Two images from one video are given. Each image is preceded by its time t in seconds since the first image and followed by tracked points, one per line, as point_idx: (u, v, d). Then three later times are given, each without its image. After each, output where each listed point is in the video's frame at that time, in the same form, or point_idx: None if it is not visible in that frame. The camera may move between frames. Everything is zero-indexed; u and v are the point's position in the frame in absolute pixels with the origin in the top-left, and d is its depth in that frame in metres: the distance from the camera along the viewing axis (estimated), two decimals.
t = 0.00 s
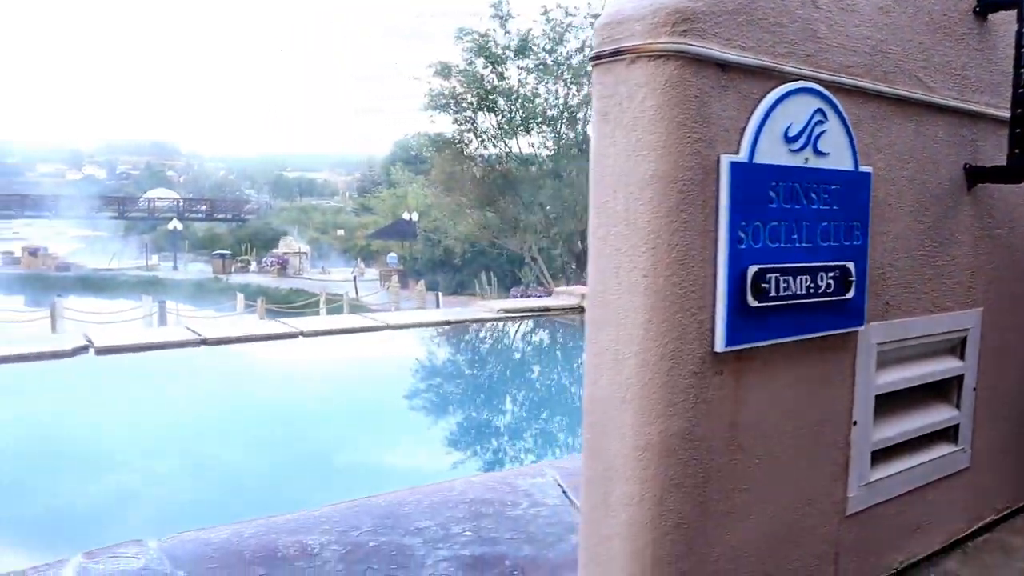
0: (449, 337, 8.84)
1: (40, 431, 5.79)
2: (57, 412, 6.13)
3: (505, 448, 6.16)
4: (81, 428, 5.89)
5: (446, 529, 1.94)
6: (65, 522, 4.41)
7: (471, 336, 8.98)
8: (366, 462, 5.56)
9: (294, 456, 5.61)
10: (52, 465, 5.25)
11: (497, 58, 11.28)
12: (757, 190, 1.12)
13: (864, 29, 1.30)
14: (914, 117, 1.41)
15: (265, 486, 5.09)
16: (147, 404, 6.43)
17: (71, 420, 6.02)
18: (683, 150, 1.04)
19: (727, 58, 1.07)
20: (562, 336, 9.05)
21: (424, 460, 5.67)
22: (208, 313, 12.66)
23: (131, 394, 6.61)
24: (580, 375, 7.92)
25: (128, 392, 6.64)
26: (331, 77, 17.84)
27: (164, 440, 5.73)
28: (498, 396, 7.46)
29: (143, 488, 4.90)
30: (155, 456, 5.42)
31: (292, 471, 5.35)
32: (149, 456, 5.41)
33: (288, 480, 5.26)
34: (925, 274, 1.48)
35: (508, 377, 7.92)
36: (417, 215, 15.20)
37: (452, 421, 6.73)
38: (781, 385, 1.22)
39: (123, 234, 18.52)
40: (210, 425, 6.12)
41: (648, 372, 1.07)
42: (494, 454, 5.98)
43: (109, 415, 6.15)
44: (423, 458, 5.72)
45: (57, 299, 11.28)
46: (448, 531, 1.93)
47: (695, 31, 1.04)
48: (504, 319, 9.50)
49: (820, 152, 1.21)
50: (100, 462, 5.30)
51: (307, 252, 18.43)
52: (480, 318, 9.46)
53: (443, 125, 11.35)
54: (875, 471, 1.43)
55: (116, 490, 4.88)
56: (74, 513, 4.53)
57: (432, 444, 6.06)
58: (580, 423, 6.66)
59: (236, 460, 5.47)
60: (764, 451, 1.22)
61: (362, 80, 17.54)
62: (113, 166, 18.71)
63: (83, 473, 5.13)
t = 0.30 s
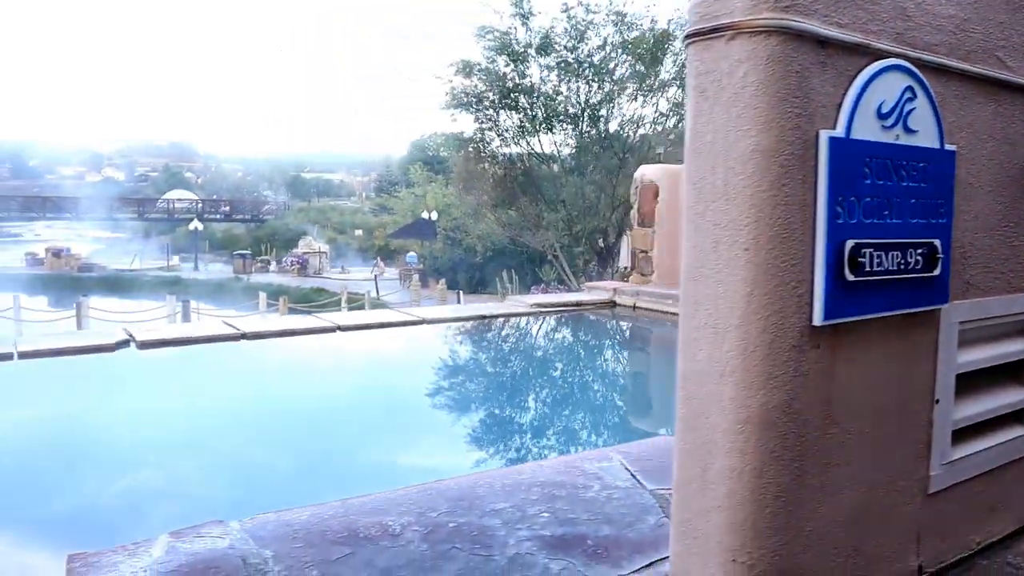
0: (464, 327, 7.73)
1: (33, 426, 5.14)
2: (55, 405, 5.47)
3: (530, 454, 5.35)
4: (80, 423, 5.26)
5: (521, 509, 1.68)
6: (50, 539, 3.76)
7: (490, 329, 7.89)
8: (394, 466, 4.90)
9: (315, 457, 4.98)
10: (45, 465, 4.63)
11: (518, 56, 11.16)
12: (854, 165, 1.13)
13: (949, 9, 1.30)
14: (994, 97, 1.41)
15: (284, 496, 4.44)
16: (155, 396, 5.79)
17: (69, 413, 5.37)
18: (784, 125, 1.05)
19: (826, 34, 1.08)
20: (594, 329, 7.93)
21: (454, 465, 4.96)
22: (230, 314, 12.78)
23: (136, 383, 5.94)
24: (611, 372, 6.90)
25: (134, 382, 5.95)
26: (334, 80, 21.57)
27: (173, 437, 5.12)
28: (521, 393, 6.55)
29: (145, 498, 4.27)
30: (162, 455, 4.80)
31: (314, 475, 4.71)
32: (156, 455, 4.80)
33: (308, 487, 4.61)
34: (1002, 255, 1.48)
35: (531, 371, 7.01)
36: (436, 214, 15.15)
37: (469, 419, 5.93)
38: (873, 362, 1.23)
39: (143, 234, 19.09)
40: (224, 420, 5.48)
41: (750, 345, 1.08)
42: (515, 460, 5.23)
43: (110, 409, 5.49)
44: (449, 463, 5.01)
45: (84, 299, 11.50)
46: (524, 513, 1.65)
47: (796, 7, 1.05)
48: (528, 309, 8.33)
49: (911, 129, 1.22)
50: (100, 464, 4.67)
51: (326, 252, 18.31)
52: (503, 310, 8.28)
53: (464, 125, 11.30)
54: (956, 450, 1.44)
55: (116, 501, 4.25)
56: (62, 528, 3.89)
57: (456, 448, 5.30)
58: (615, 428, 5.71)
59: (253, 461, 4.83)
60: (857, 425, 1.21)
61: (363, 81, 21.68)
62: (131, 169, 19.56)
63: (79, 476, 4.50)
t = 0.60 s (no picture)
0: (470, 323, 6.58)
1: None
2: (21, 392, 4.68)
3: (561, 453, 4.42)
4: (50, 412, 4.49)
5: (601, 503, 1.47)
6: None
7: (500, 322, 6.66)
8: (414, 461, 4.13)
9: (323, 450, 4.23)
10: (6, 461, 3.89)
11: (541, 52, 11.13)
12: (959, 147, 1.10)
13: None
14: None
15: (287, 493, 3.70)
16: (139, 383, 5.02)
17: (38, 401, 4.60)
18: (894, 104, 1.02)
19: (936, 11, 1.04)
20: (623, 325, 6.72)
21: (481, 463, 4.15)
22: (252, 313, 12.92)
23: (116, 367, 5.13)
24: (644, 369, 5.77)
25: (114, 366, 5.15)
26: (336, 80, 22.29)
27: (161, 429, 4.39)
28: (542, 390, 5.48)
29: (121, 501, 3.55)
30: (148, 449, 4.09)
31: (323, 471, 3.96)
32: (142, 448, 4.10)
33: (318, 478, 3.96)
34: None
35: (552, 367, 5.88)
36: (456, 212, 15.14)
37: (485, 416, 4.97)
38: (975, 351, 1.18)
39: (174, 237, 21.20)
40: (220, 408, 4.74)
41: (858, 329, 1.05)
42: (542, 458, 4.34)
43: (84, 398, 4.71)
44: (473, 459, 4.22)
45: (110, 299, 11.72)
46: (604, 506, 1.46)
47: None
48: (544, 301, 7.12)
49: (1014, 109, 1.18)
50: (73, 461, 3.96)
51: (346, 252, 18.34)
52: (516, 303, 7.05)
53: (486, 123, 11.41)
54: None
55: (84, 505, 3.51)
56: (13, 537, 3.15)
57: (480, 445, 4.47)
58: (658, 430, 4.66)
59: (256, 448, 4.19)
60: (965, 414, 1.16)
61: (362, 82, 22.34)
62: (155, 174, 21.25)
63: (46, 475, 3.78)
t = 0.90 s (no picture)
0: (491, 323, 6.34)
1: None
2: (16, 384, 4.36)
3: (584, 454, 4.12)
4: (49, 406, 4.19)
5: (687, 506, 1.40)
6: None
7: (524, 322, 6.42)
8: (431, 460, 3.84)
9: (339, 449, 3.94)
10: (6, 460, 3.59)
11: (562, 48, 11.08)
12: None
13: None
14: None
15: (303, 494, 3.43)
16: (141, 374, 4.71)
17: (38, 392, 4.30)
18: None
19: None
20: (645, 322, 6.40)
21: (501, 464, 3.85)
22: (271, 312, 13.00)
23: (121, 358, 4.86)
24: (666, 368, 5.48)
25: (118, 359, 4.87)
26: (338, 80, 23.86)
27: (168, 424, 4.11)
28: (563, 388, 5.16)
29: (130, 503, 3.27)
30: (157, 445, 3.81)
31: (337, 472, 3.67)
32: (150, 445, 3.82)
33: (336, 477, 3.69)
34: None
35: (572, 365, 5.58)
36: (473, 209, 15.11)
37: (502, 413, 4.67)
38: None
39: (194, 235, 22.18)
40: (228, 402, 4.46)
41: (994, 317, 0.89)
42: (563, 460, 4.03)
43: (87, 391, 4.42)
44: (492, 459, 3.93)
45: (130, 295, 11.84)
46: (690, 509, 1.39)
47: None
48: (577, 298, 6.95)
49: None
50: (78, 458, 3.67)
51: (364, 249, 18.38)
52: (545, 300, 6.91)
53: (508, 119, 11.55)
54: None
55: (90, 507, 3.23)
56: (12, 545, 2.86)
57: (499, 443, 4.17)
58: (682, 433, 4.37)
59: (269, 444, 3.91)
60: None
61: (363, 81, 23.91)
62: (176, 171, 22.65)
63: (49, 474, 3.50)
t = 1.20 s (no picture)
0: (514, 322, 6.27)
1: (4, 404, 3.98)
2: (29, 382, 4.28)
3: (601, 455, 4.01)
4: (62, 405, 4.11)
5: (776, 523, 1.32)
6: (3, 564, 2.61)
7: (546, 321, 6.35)
8: (445, 459, 3.72)
9: (351, 446, 3.83)
10: (17, 459, 3.50)
11: (578, 44, 10.93)
12: None
13: None
14: None
15: (314, 491, 3.32)
16: (157, 373, 4.64)
17: (52, 392, 4.22)
18: None
19: None
20: (665, 322, 6.30)
21: (517, 465, 3.73)
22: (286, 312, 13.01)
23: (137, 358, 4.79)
24: (684, 367, 5.39)
25: (134, 360, 4.80)
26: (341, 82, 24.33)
27: (180, 423, 4.02)
28: (580, 387, 5.05)
29: (143, 500, 3.17)
30: (170, 444, 3.72)
31: (349, 470, 3.56)
32: (163, 444, 3.73)
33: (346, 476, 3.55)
34: None
35: (588, 364, 5.49)
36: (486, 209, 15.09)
37: (516, 413, 4.57)
38: None
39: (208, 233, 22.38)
40: (240, 401, 4.37)
41: None
42: (579, 460, 3.91)
43: (101, 390, 4.34)
44: (507, 459, 3.81)
45: (145, 295, 11.85)
46: (780, 526, 1.31)
47: None
48: (604, 300, 6.85)
49: None
50: (89, 457, 3.58)
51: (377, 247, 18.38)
52: (570, 301, 6.81)
53: (523, 117, 11.58)
54: None
55: (102, 504, 3.13)
56: (23, 542, 2.76)
57: (513, 443, 4.05)
58: (702, 433, 4.26)
59: (285, 444, 3.80)
60: None
61: (363, 82, 24.50)
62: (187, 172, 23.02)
63: (60, 472, 3.40)
